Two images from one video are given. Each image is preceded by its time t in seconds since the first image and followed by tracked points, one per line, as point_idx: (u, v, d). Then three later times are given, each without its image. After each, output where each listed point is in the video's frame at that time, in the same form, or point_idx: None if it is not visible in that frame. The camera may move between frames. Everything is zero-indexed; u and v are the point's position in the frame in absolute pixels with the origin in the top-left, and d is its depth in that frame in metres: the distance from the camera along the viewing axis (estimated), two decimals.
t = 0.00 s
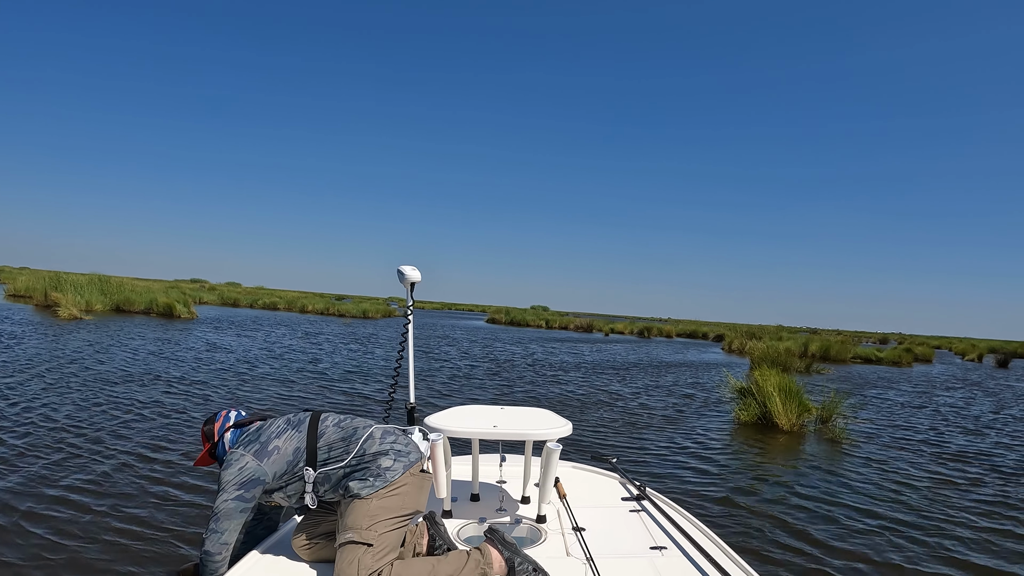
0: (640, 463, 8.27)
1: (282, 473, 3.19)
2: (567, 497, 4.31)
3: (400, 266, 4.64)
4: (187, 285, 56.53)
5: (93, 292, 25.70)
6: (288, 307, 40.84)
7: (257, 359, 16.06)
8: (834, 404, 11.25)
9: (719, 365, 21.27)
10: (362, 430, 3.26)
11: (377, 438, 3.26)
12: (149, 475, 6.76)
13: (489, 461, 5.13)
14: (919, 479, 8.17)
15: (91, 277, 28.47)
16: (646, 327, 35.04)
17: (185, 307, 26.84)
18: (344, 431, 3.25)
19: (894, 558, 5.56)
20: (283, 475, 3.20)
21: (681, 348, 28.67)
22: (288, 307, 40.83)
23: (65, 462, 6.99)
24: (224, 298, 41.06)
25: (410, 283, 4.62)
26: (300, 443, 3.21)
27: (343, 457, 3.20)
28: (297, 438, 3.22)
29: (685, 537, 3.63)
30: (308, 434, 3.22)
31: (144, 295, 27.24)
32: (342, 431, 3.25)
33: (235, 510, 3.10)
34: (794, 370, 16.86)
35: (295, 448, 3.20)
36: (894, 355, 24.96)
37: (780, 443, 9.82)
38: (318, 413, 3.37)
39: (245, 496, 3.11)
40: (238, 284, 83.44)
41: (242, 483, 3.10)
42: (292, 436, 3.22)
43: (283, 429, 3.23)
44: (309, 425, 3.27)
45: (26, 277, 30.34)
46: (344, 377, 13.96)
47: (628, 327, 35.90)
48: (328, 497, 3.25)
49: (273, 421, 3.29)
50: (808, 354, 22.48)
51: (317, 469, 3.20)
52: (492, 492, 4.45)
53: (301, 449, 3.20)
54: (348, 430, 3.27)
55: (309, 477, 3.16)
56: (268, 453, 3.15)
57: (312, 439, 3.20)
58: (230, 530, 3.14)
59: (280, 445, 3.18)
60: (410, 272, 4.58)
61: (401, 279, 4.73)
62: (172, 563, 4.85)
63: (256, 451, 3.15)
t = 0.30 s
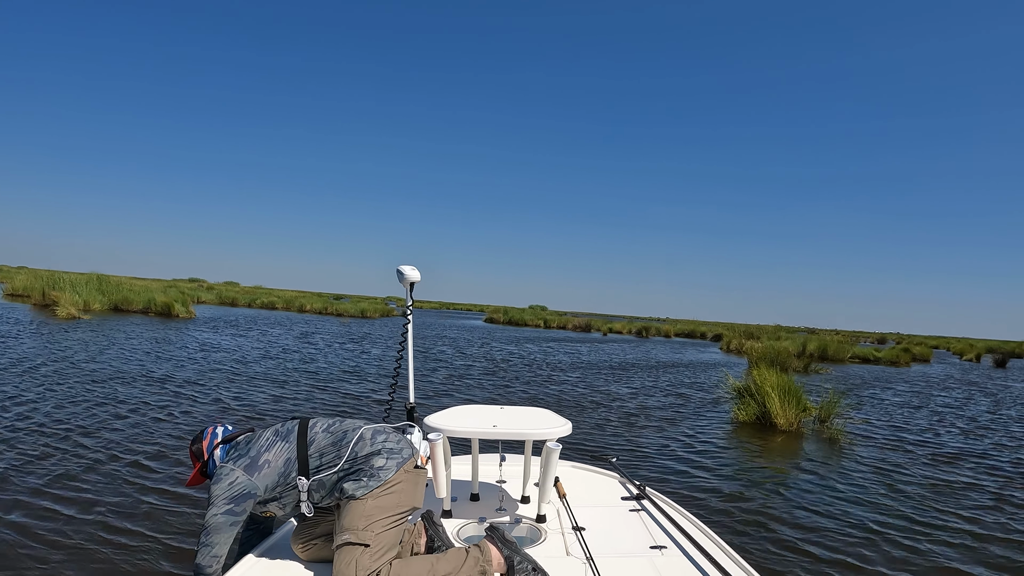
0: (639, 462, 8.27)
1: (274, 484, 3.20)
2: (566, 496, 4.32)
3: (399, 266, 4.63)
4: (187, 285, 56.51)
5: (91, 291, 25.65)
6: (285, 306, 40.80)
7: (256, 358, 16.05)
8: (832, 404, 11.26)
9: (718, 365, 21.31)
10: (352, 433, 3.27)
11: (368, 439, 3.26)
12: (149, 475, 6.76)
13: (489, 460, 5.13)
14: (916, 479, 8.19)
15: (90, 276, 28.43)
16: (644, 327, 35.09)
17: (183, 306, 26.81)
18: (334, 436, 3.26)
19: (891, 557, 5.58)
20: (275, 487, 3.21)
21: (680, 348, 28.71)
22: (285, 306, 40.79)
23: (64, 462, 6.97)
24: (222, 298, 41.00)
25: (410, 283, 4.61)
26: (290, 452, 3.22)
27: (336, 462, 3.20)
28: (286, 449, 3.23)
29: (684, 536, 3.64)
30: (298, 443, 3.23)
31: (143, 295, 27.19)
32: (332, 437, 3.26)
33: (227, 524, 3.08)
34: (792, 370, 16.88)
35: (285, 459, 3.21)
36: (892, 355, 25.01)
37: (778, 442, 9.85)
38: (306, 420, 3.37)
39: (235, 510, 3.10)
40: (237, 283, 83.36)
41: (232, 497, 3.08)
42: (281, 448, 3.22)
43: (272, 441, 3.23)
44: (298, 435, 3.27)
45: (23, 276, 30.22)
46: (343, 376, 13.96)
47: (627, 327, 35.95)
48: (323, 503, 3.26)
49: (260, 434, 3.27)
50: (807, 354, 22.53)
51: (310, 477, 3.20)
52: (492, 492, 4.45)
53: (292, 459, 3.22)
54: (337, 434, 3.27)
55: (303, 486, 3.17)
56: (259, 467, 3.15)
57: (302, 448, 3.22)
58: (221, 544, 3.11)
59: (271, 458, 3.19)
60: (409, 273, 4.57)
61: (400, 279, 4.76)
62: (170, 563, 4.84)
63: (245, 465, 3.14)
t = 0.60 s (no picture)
0: (637, 463, 8.32)
1: (271, 492, 3.15)
2: (567, 496, 4.32)
3: (398, 266, 4.63)
4: (187, 285, 56.55)
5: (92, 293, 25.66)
6: (285, 306, 40.85)
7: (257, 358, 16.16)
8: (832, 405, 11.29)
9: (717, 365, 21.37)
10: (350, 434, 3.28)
11: (365, 440, 3.23)
12: (147, 487, 6.75)
13: (491, 461, 5.12)
14: (915, 479, 8.22)
15: (91, 277, 28.47)
16: (642, 326, 35.18)
17: (183, 308, 26.85)
18: (330, 439, 3.23)
19: (887, 556, 5.61)
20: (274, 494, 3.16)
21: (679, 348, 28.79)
22: (284, 306, 40.83)
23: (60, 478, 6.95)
24: (222, 298, 41.08)
25: (409, 283, 4.61)
26: (287, 458, 3.19)
27: (333, 465, 3.14)
28: (283, 456, 3.21)
29: (684, 535, 3.65)
30: (294, 448, 3.20)
31: (143, 296, 27.21)
32: (329, 440, 3.23)
33: (225, 531, 3.12)
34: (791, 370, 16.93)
35: (282, 465, 3.19)
36: (891, 355, 25.07)
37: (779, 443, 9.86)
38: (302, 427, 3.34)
39: (232, 517, 3.12)
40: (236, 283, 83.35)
41: (229, 504, 3.10)
42: (277, 455, 3.21)
43: (268, 449, 3.22)
44: (295, 441, 3.25)
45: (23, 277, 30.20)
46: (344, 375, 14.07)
47: (625, 327, 36.06)
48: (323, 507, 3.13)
49: (258, 443, 3.28)
50: (805, 354, 22.61)
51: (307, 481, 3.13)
52: (494, 492, 4.43)
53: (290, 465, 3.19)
54: (334, 437, 3.24)
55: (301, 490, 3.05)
56: (255, 474, 3.15)
57: (298, 453, 3.18)
58: (219, 551, 3.14)
59: (267, 465, 3.18)
60: (409, 273, 4.57)
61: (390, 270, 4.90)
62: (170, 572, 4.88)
63: (242, 472, 3.16)
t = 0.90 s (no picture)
0: (626, 444, 8.33)
1: (269, 491, 3.57)
2: (561, 493, 4.29)
3: (385, 256, 4.44)
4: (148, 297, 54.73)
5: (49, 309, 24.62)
6: (253, 311, 40.00)
7: (232, 364, 15.75)
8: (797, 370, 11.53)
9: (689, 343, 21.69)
10: (342, 440, 4.16)
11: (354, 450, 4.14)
12: (128, 488, 6.43)
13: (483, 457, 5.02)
14: (895, 443, 8.42)
15: (48, 292, 27.41)
16: (611, 310, 35.65)
17: (146, 318, 25.97)
18: (323, 440, 4.01)
19: (882, 523, 5.68)
20: (270, 494, 3.56)
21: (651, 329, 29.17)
22: (252, 311, 40.00)
23: (35, 483, 6.59)
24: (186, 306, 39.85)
25: (397, 275, 4.41)
26: (281, 462, 3.74)
27: (328, 465, 3.93)
28: (276, 460, 3.77)
29: (678, 531, 3.62)
30: (292, 448, 3.81)
31: (103, 309, 26.23)
32: (322, 441, 4.00)
33: (224, 532, 3.29)
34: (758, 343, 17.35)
35: (277, 468, 3.70)
36: (855, 322, 25.81)
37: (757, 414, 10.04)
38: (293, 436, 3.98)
39: (231, 518, 3.35)
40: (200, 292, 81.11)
41: (229, 505, 3.38)
42: (272, 459, 3.75)
43: (263, 455, 3.76)
44: (289, 445, 3.86)
45: None
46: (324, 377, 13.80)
47: (595, 311, 36.45)
48: (319, 524, 3.37)
49: (249, 453, 3.74)
50: (773, 325, 23.15)
51: (303, 479, 3.73)
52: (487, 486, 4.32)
53: (284, 469, 3.71)
54: (328, 441, 4.04)
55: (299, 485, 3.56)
56: (253, 478, 3.58)
57: (296, 451, 3.81)
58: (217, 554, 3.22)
59: (262, 469, 3.66)
60: (395, 264, 4.39)
61: (386, 269, 4.72)
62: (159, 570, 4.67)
63: (240, 476, 3.54)
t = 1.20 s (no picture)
0: (626, 445, 8.27)
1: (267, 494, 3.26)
2: (555, 489, 4.26)
3: (383, 257, 4.30)
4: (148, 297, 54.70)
5: (50, 308, 24.60)
6: (253, 311, 39.97)
7: (231, 363, 15.72)
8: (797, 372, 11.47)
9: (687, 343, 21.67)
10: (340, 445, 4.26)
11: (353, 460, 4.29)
12: (123, 486, 6.37)
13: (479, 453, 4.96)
14: (896, 446, 8.34)
15: (49, 293, 27.37)
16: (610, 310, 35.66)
17: (146, 318, 25.94)
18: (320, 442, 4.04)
19: (883, 526, 5.61)
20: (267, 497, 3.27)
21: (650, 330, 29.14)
22: (253, 311, 39.97)
23: (31, 482, 6.53)
24: (186, 306, 39.80)
25: (395, 275, 4.27)
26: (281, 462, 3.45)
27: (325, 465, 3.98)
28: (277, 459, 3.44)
29: (672, 527, 3.58)
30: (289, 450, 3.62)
31: (104, 309, 26.24)
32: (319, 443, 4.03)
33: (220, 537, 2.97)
34: (757, 343, 17.32)
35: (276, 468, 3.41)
36: (855, 324, 25.76)
37: (756, 416, 10.01)
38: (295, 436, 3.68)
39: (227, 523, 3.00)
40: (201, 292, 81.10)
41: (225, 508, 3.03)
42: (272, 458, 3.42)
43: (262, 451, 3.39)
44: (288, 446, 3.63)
45: None
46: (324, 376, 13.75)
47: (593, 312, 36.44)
48: (319, 527, 3.42)
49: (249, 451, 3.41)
50: (771, 326, 23.13)
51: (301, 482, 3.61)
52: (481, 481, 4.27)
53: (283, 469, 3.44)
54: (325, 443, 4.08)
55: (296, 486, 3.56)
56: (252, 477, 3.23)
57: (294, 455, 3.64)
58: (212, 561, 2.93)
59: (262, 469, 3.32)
60: (394, 263, 4.23)
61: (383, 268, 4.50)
62: (151, 565, 4.61)
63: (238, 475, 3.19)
